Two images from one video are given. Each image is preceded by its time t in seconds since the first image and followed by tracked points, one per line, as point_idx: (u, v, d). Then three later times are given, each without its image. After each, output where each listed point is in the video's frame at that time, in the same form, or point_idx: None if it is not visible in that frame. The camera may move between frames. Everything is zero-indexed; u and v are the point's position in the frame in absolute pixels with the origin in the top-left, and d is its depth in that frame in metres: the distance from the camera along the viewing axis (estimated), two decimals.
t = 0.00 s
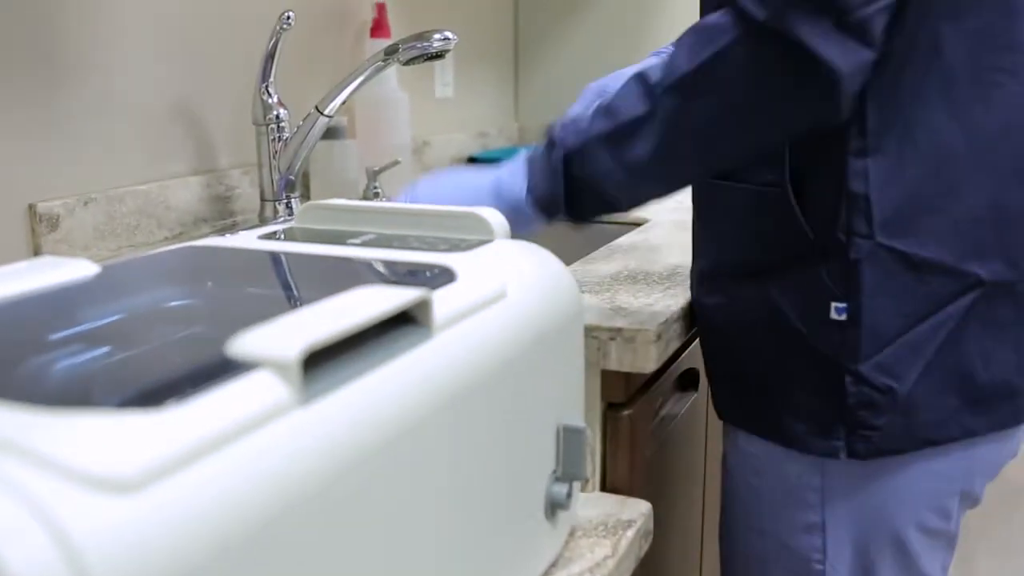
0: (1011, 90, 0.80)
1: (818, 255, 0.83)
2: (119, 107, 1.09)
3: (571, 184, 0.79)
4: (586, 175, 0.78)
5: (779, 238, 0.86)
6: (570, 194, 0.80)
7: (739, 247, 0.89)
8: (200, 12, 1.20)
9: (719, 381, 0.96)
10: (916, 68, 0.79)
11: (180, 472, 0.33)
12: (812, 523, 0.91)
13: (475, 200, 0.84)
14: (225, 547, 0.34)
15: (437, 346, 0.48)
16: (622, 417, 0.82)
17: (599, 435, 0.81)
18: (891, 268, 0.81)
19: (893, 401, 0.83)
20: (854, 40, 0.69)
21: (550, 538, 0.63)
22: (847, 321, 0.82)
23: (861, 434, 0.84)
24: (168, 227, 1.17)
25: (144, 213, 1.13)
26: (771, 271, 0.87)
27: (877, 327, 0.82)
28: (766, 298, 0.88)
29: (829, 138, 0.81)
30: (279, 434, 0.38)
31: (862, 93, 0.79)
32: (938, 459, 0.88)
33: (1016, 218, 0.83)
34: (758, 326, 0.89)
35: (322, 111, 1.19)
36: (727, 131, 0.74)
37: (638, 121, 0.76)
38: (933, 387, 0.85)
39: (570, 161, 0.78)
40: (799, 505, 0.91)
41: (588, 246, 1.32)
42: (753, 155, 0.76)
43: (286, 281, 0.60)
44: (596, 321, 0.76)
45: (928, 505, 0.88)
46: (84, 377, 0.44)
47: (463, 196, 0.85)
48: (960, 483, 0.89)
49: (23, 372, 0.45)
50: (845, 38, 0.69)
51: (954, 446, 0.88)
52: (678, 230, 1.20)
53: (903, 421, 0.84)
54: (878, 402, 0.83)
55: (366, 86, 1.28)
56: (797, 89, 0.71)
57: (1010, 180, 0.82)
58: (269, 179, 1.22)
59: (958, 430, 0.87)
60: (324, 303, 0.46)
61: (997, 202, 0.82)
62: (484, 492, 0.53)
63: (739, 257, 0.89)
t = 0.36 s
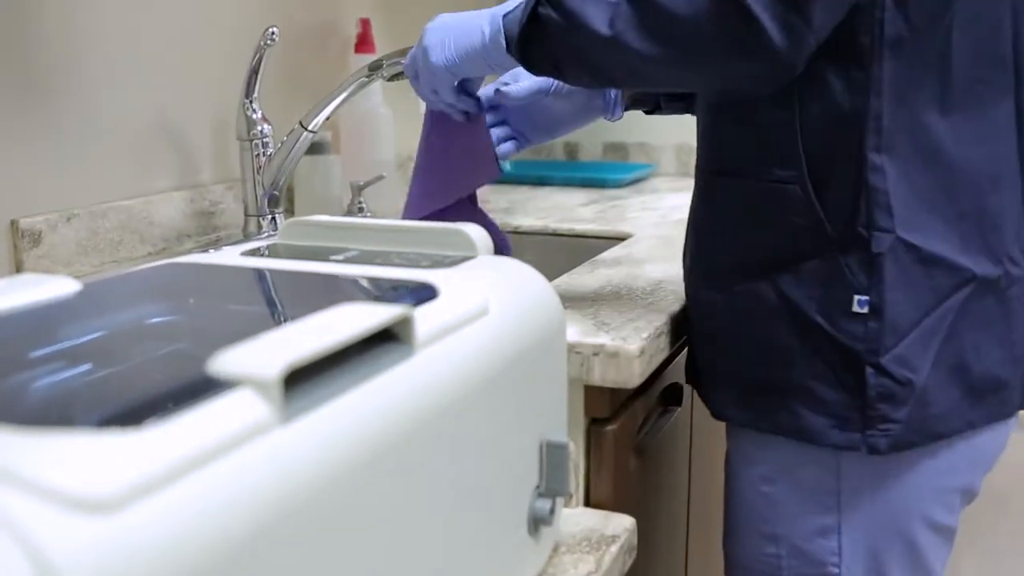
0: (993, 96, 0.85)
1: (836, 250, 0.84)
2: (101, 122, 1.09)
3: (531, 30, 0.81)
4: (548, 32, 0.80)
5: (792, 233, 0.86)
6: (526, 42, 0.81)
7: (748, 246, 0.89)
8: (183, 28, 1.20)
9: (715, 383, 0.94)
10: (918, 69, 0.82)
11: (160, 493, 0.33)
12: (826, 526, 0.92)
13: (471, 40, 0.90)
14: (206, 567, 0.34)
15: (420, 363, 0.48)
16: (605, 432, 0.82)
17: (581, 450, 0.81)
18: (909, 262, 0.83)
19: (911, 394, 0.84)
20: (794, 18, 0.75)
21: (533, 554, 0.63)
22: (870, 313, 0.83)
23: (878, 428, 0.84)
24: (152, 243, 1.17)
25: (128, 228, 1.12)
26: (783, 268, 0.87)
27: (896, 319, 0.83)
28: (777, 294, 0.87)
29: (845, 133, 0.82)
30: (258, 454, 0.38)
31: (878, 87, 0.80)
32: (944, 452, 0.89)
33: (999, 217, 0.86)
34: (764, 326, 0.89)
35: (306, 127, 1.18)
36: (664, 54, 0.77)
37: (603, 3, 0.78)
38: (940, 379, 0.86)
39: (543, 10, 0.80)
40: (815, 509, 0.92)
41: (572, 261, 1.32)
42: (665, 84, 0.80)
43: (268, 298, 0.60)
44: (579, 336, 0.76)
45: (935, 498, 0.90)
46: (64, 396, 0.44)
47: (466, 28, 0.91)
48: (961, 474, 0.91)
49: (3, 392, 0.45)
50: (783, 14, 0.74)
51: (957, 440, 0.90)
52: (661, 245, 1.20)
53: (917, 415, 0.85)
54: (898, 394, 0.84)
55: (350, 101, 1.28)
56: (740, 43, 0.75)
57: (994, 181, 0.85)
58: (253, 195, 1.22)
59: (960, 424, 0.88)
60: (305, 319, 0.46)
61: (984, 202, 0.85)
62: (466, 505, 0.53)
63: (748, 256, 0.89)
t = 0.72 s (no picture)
0: (981, 112, 0.85)
1: (822, 253, 0.85)
2: (89, 140, 1.09)
3: (545, 58, 0.85)
4: (563, 60, 0.85)
5: (777, 236, 0.86)
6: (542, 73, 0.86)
7: (734, 249, 0.90)
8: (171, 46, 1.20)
9: (697, 384, 0.94)
10: (911, 87, 0.83)
11: (145, 513, 0.33)
12: (818, 535, 0.92)
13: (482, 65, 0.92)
14: None
15: (405, 382, 0.48)
16: (592, 449, 0.82)
17: (569, 467, 0.82)
18: (891, 266, 0.83)
19: (889, 398, 0.84)
20: (806, 36, 0.77)
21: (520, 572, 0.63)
22: (853, 316, 0.83)
23: (856, 430, 0.85)
24: (139, 260, 1.16)
25: (115, 246, 1.12)
26: (769, 270, 0.88)
27: (878, 324, 0.83)
28: (764, 296, 0.88)
29: (835, 141, 0.83)
30: (240, 475, 0.37)
31: (869, 97, 0.81)
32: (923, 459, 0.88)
33: (983, 231, 0.85)
34: (752, 330, 0.89)
35: (294, 143, 1.18)
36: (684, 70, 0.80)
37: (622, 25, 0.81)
38: (919, 387, 0.86)
39: (553, 41, 0.85)
40: (807, 518, 0.93)
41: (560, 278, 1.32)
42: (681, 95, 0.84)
43: (256, 317, 0.60)
44: (566, 354, 0.76)
45: (916, 505, 0.90)
46: (48, 416, 0.44)
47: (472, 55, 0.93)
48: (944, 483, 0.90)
49: None
50: (795, 32, 0.77)
51: (935, 448, 0.89)
52: (648, 261, 1.20)
53: (895, 420, 0.85)
54: (875, 398, 0.84)
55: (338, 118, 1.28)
56: (751, 57, 0.78)
57: (980, 194, 0.85)
58: (241, 212, 1.22)
59: (935, 432, 0.87)
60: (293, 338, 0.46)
61: (969, 218, 0.85)
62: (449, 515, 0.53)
63: (733, 258, 0.90)
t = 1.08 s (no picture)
0: (979, 135, 0.85)
1: (821, 273, 0.85)
2: (80, 160, 1.10)
3: (552, 111, 0.88)
4: (569, 107, 0.87)
5: (776, 257, 0.87)
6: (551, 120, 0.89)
7: (732, 270, 0.90)
8: (163, 67, 1.21)
9: (699, 403, 0.94)
10: (909, 109, 0.83)
11: (137, 538, 0.33)
12: (817, 554, 0.93)
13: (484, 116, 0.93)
14: None
15: (395, 404, 0.49)
16: (582, 470, 0.82)
17: (559, 489, 0.82)
18: (889, 286, 0.83)
19: (888, 418, 0.84)
20: (808, 66, 0.77)
21: None
22: (851, 337, 0.84)
23: (854, 449, 0.85)
24: (130, 280, 1.16)
25: (105, 265, 1.12)
26: (767, 290, 0.88)
27: (876, 344, 0.84)
28: (763, 316, 0.88)
29: (835, 163, 0.84)
30: (230, 499, 0.37)
31: (868, 120, 0.82)
32: (928, 482, 0.88)
33: (982, 254, 0.86)
34: (752, 351, 0.89)
35: (285, 163, 1.19)
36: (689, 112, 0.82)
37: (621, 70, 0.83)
38: (918, 408, 0.85)
39: (558, 95, 0.87)
40: (806, 537, 0.93)
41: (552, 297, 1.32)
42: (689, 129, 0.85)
43: (248, 338, 0.60)
44: (556, 375, 0.76)
45: (912, 524, 0.89)
46: (36, 439, 0.44)
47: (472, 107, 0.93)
48: (942, 501, 0.90)
49: None
50: (796, 62, 0.77)
51: (934, 468, 0.88)
52: (638, 281, 1.21)
53: (893, 440, 0.85)
54: (874, 418, 0.84)
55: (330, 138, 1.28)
56: (754, 89, 0.79)
57: (980, 217, 0.85)
58: (232, 232, 1.22)
59: (933, 453, 0.87)
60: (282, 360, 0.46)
61: (968, 240, 0.85)
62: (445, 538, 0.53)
63: (731, 280, 0.90)
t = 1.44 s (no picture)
0: (966, 162, 0.86)
1: (803, 299, 0.86)
2: (70, 182, 1.10)
3: (556, 151, 0.87)
4: (571, 147, 0.86)
5: (760, 284, 0.88)
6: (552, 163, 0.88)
7: (721, 295, 0.91)
8: (153, 88, 1.21)
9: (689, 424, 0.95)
10: (892, 135, 0.84)
11: (124, 566, 0.33)
12: None
13: (500, 156, 0.93)
14: None
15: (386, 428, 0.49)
16: (572, 491, 0.82)
17: (548, 510, 0.82)
18: (871, 314, 0.84)
19: (869, 444, 0.84)
20: (786, 101, 0.78)
21: None
22: (834, 364, 0.84)
23: (836, 475, 0.85)
24: (119, 301, 1.16)
25: (94, 287, 1.12)
26: (753, 317, 0.89)
27: (859, 371, 0.84)
28: (749, 340, 0.89)
29: (820, 192, 0.85)
30: (217, 525, 0.37)
31: (853, 150, 0.83)
32: (917, 503, 0.88)
33: (971, 280, 0.86)
34: (737, 376, 0.90)
35: (275, 184, 1.19)
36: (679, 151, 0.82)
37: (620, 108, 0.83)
38: (902, 434, 0.86)
39: (563, 134, 0.86)
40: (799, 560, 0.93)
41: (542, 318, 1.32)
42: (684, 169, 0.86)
43: (237, 361, 0.60)
44: (545, 397, 0.77)
45: (904, 546, 0.89)
46: (24, 463, 0.44)
47: (493, 140, 0.93)
48: (932, 524, 0.90)
49: None
50: (775, 98, 0.77)
51: (925, 491, 0.88)
52: (628, 301, 1.21)
53: (877, 467, 0.85)
54: (855, 444, 0.85)
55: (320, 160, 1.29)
56: (736, 128, 0.80)
57: (968, 244, 0.86)
58: (221, 253, 1.22)
59: (920, 478, 0.87)
60: (270, 385, 0.46)
61: (956, 266, 0.86)
62: (432, 565, 0.53)
63: (722, 304, 0.91)
